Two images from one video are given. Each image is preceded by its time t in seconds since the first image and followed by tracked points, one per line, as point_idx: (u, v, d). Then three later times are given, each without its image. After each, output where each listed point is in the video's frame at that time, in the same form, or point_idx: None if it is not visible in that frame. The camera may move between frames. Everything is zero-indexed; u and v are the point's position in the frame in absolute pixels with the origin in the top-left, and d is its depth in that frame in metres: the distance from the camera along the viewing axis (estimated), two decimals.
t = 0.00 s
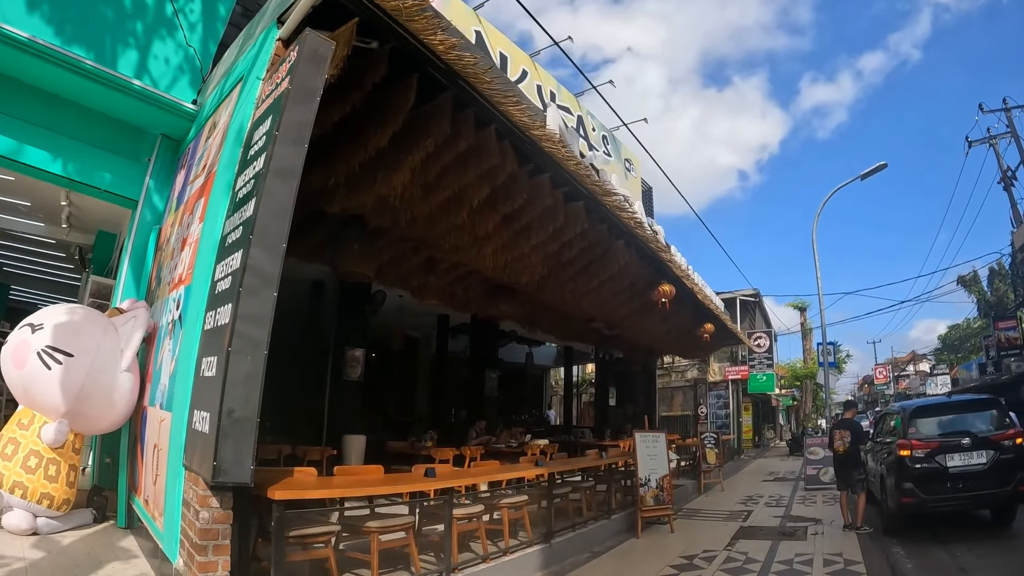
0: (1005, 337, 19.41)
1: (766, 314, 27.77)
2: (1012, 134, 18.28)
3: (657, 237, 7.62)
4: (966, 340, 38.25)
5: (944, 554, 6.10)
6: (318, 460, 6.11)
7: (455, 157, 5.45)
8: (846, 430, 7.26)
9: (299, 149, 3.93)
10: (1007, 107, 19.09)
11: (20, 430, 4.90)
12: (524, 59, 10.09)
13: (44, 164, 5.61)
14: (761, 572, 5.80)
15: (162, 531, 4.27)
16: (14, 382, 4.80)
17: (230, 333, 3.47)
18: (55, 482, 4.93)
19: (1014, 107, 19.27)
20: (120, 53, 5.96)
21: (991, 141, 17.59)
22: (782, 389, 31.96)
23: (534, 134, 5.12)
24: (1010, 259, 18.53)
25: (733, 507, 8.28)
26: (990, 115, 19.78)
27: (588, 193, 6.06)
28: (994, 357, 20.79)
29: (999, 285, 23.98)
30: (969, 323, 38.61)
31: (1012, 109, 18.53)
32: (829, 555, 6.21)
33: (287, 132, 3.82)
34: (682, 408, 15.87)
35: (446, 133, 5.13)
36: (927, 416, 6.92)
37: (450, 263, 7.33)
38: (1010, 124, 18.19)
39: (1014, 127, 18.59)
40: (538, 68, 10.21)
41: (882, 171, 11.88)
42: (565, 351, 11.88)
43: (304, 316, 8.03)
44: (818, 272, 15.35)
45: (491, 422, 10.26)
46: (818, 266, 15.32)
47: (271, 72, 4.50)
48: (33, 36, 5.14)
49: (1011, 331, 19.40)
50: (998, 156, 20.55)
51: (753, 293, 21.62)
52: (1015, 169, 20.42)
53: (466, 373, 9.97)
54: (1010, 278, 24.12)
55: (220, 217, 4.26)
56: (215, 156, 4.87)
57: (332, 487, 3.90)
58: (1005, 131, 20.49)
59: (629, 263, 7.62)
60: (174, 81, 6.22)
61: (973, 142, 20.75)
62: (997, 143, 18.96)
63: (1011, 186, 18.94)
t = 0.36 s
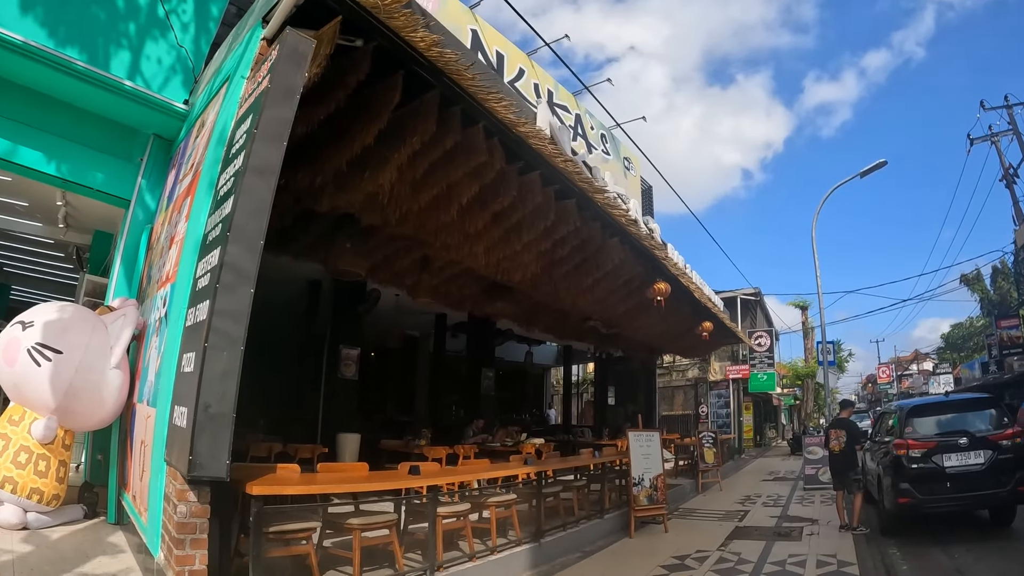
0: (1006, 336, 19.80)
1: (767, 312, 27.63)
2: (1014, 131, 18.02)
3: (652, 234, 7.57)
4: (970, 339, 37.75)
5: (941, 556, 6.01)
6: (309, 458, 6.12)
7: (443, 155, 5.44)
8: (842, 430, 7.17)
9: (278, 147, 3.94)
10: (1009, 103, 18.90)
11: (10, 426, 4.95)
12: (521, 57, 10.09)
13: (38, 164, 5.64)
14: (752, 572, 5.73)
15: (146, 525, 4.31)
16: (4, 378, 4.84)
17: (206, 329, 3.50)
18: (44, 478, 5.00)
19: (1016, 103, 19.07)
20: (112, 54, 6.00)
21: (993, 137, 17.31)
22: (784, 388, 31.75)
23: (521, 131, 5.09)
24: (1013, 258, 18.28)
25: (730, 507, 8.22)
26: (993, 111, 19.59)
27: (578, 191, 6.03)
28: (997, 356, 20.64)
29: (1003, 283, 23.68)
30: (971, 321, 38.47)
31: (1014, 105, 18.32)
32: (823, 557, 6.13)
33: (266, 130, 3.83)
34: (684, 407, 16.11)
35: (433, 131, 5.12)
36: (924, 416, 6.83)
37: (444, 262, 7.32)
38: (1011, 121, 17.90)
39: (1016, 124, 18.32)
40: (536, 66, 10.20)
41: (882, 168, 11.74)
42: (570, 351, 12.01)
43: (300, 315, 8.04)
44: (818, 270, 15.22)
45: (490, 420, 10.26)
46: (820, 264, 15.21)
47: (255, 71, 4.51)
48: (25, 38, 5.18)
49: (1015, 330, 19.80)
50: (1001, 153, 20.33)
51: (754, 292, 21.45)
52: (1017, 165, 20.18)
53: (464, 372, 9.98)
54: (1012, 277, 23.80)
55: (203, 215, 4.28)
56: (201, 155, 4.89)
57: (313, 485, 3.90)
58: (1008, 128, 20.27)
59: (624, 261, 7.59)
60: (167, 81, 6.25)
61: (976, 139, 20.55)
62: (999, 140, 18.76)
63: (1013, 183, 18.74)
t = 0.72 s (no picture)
0: (1008, 337, 19.90)
1: (769, 313, 27.50)
2: (1015, 131, 17.86)
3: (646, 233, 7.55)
4: (971, 339, 37.31)
5: (935, 559, 5.93)
6: (299, 457, 6.15)
7: (430, 154, 5.44)
8: (836, 431, 7.19)
9: (257, 146, 3.96)
10: (1010, 103, 18.75)
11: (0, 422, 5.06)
12: (518, 57, 10.09)
13: (31, 165, 5.67)
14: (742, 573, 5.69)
15: (130, 520, 4.33)
16: None
17: (183, 326, 3.54)
18: (33, 473, 5.06)
19: (1017, 103, 18.94)
20: (105, 57, 6.01)
21: (993, 137, 17.13)
22: (785, 389, 31.54)
23: (506, 130, 5.09)
24: (1015, 258, 18.09)
25: (725, 509, 8.17)
26: (993, 110, 19.45)
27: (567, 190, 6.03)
28: (999, 357, 20.54)
29: (1005, 284, 23.42)
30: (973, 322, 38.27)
31: (1015, 104, 18.18)
32: (814, 559, 6.06)
33: (245, 130, 3.85)
34: (683, 409, 16.35)
35: (419, 130, 5.12)
36: (918, 417, 6.76)
37: (437, 262, 7.31)
38: (1012, 120, 17.69)
39: (1018, 123, 18.14)
40: (532, 66, 10.20)
41: (881, 167, 11.66)
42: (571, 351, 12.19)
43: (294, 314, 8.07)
44: (818, 270, 15.12)
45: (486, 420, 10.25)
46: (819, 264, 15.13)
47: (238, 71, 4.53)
48: (18, 41, 5.22)
49: (1015, 331, 19.93)
50: (1002, 152, 20.20)
51: (754, 293, 21.34)
52: (1019, 165, 20.05)
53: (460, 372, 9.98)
54: (1014, 278, 23.53)
55: (186, 214, 4.30)
56: (187, 155, 4.91)
57: (290, 481, 3.92)
58: (1008, 127, 20.13)
59: (617, 261, 7.57)
60: (159, 83, 6.26)
61: (977, 138, 20.41)
62: (1000, 139, 18.62)
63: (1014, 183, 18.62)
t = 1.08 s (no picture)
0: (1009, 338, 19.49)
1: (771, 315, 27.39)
2: (1016, 131, 17.73)
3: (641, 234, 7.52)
4: (974, 340, 36.89)
5: (932, 563, 5.84)
6: (291, 457, 6.16)
7: (420, 155, 5.43)
8: (834, 433, 7.13)
9: (241, 147, 3.96)
10: (1010, 102, 18.66)
11: None
12: (515, 58, 10.08)
13: (25, 166, 5.68)
14: None
15: (117, 517, 4.33)
16: None
17: (164, 325, 3.55)
18: (24, 471, 5.13)
19: (1017, 102, 18.84)
20: (99, 59, 5.93)
21: (994, 136, 16.99)
22: (787, 391, 31.36)
23: (495, 129, 5.09)
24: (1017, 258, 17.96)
25: (722, 511, 8.11)
26: (993, 110, 19.35)
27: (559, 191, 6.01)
28: (1002, 358, 20.41)
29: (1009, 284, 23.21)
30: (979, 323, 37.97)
31: (1015, 104, 18.07)
32: (809, 563, 5.98)
33: (228, 130, 3.86)
34: (684, 409, 16.49)
35: (408, 130, 5.11)
36: (916, 418, 6.66)
37: (432, 262, 7.29)
38: (1014, 119, 17.53)
39: (1019, 122, 18.01)
40: (530, 67, 10.19)
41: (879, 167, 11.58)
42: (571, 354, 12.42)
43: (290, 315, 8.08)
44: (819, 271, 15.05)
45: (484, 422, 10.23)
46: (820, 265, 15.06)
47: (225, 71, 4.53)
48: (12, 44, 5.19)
49: (1017, 332, 19.91)
50: (1004, 153, 20.07)
51: (754, 294, 21.25)
52: (1021, 164, 19.93)
53: (457, 373, 9.97)
54: (1017, 278, 23.30)
55: (172, 214, 4.30)
56: (176, 155, 4.92)
57: (276, 480, 3.91)
58: (1010, 126, 19.99)
59: (612, 261, 7.54)
60: (153, 85, 6.18)
61: (978, 138, 20.30)
62: (1001, 139, 18.49)
63: (1015, 184, 18.51)
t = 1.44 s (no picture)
0: (1011, 338, 19.90)
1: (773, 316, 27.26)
2: (1019, 129, 17.56)
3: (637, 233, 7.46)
4: (977, 341, 36.57)
5: (930, 567, 5.74)
6: (282, 458, 6.14)
7: (409, 154, 5.39)
8: (835, 434, 7.02)
9: (223, 145, 3.95)
10: (1012, 100, 18.48)
11: None
12: (513, 58, 10.02)
13: (16, 166, 5.63)
14: None
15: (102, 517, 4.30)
16: None
17: (142, 324, 3.59)
18: (13, 470, 5.12)
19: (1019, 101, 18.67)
20: (92, 57, 5.87)
21: (996, 135, 16.83)
22: (790, 392, 31.19)
23: (483, 127, 5.06)
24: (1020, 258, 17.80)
25: (720, 513, 8.02)
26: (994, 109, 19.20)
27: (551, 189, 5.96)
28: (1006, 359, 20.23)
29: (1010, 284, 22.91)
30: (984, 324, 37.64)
31: (1017, 103, 17.90)
32: (805, 566, 5.88)
33: (209, 128, 3.84)
34: (686, 410, 16.49)
35: (396, 129, 5.06)
36: (916, 420, 6.53)
37: (426, 262, 7.24)
38: (1016, 118, 17.34)
39: (1021, 121, 17.83)
40: (528, 67, 10.13)
41: (880, 166, 11.47)
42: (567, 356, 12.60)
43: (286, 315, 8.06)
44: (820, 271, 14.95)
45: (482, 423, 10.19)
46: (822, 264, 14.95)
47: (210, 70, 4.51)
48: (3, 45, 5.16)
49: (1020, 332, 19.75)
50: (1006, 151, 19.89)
51: (755, 294, 21.11)
52: None
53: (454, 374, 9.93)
54: (1020, 278, 23.04)
55: (156, 213, 4.29)
56: (163, 153, 4.91)
57: (258, 481, 3.89)
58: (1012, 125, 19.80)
59: (608, 261, 7.47)
60: (145, 84, 6.14)
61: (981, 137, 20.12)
62: (1003, 138, 18.31)
63: (1018, 183, 18.34)
